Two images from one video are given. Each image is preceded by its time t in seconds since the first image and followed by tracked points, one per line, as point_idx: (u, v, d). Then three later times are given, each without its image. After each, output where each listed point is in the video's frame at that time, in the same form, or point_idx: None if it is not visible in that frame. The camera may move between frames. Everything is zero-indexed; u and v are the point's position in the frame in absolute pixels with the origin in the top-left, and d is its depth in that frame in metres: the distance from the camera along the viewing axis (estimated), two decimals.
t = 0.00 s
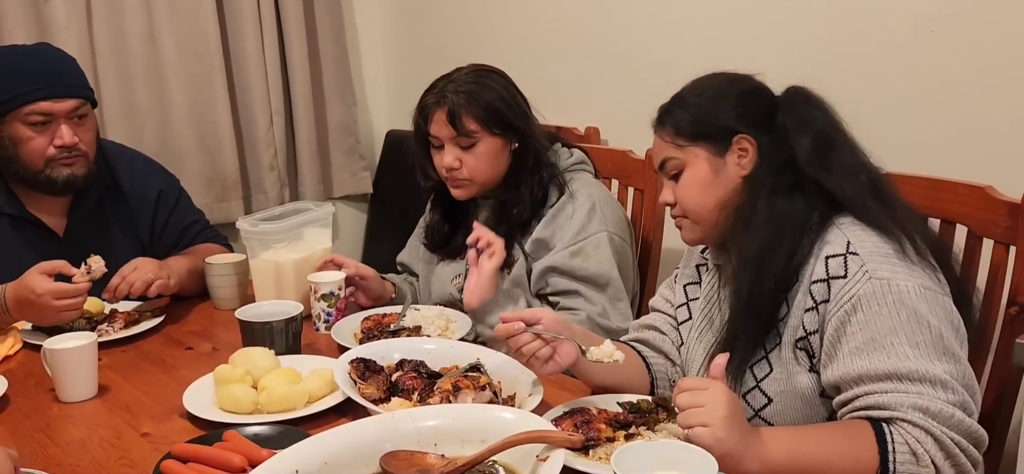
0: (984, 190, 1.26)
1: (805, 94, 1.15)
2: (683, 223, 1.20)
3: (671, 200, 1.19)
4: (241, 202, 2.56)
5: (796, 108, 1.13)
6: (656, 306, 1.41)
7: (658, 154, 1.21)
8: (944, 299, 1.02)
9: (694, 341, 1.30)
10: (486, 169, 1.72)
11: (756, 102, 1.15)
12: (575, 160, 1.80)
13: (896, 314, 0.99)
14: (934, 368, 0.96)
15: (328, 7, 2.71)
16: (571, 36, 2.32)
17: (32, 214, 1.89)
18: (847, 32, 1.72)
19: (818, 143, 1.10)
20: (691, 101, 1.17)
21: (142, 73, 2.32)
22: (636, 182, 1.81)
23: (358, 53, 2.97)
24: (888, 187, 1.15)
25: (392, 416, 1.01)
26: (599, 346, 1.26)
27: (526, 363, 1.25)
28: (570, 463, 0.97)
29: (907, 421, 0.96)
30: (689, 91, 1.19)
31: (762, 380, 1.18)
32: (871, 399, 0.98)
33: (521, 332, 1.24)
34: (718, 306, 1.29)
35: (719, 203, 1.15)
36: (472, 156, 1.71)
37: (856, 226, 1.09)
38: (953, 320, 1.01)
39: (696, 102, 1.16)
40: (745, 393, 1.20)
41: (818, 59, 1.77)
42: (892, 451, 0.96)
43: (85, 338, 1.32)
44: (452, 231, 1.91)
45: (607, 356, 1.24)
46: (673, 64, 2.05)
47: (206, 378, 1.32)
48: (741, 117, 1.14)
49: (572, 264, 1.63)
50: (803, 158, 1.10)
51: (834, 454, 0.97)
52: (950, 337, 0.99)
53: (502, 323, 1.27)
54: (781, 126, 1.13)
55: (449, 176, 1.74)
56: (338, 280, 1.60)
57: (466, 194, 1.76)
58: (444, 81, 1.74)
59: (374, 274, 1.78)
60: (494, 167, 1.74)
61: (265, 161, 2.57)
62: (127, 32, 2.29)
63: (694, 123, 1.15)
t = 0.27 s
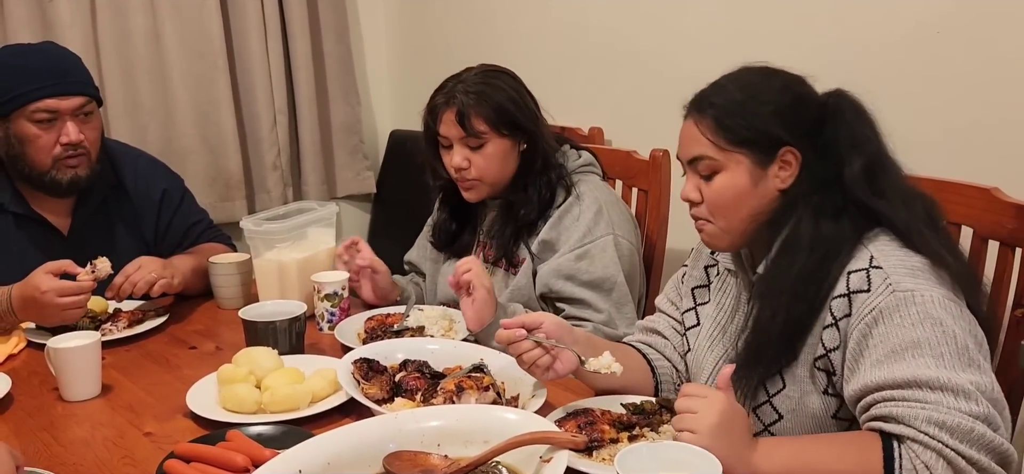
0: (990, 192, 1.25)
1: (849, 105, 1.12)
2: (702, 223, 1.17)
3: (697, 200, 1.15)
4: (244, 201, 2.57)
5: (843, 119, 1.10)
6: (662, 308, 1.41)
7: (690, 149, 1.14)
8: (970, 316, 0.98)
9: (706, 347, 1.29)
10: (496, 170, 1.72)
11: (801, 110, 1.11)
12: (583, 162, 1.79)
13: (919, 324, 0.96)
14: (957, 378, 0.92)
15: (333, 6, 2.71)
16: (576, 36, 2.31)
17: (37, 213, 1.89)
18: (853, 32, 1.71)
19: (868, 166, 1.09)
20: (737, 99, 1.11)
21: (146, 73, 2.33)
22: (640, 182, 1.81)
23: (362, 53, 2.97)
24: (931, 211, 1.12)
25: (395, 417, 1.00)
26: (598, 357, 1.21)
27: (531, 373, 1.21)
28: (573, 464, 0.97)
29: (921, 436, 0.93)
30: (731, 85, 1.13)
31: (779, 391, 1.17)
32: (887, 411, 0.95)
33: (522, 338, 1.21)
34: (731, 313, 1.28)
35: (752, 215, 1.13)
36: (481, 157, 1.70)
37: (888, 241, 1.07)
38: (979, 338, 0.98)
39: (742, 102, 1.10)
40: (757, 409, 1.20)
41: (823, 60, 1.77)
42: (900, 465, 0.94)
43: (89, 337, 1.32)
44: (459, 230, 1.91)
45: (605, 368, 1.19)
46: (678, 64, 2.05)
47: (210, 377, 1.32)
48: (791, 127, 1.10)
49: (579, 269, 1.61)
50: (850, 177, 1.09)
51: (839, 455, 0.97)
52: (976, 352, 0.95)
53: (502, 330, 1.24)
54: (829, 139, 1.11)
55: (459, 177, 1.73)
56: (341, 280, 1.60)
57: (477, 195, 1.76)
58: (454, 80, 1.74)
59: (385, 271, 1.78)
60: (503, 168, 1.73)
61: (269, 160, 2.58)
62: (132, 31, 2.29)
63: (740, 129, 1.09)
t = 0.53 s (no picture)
0: (993, 193, 1.25)
1: (864, 113, 1.09)
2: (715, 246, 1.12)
3: (715, 225, 1.09)
4: (245, 202, 2.57)
5: (868, 136, 1.08)
6: (664, 312, 1.40)
7: (710, 176, 1.08)
8: (990, 329, 0.98)
9: (714, 357, 1.28)
10: (498, 171, 1.71)
11: (829, 133, 1.06)
12: (585, 164, 1.79)
13: (940, 335, 0.95)
14: (976, 390, 0.91)
15: (334, 7, 2.71)
16: (577, 37, 2.31)
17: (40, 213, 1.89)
18: (855, 34, 1.71)
19: (898, 189, 1.08)
20: (764, 121, 1.05)
21: (148, 73, 2.33)
22: (643, 184, 1.81)
23: (364, 53, 2.97)
24: (964, 234, 1.10)
25: (397, 418, 1.00)
26: (599, 357, 1.22)
27: (532, 372, 1.21)
28: (576, 466, 0.96)
29: (935, 447, 0.92)
30: (757, 105, 1.07)
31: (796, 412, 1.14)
32: (902, 421, 0.95)
33: (524, 337, 1.22)
34: (739, 322, 1.27)
35: (775, 243, 1.09)
36: (482, 158, 1.70)
37: (914, 256, 1.06)
38: (998, 351, 0.97)
39: (770, 126, 1.04)
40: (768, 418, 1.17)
41: (825, 62, 1.77)
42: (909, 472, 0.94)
43: (90, 337, 1.32)
44: (461, 230, 1.90)
45: (606, 367, 1.20)
46: (680, 65, 2.05)
47: (212, 378, 1.32)
48: (819, 154, 1.05)
49: (581, 271, 1.61)
50: (876, 200, 1.08)
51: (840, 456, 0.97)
52: (996, 365, 0.95)
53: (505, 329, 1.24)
54: (857, 161, 1.07)
55: (461, 178, 1.73)
56: (343, 281, 1.60)
57: (482, 197, 1.75)
58: (456, 81, 1.73)
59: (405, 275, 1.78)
60: (506, 168, 1.72)
61: (270, 161, 2.58)
62: (134, 31, 2.30)
63: (770, 159, 1.04)
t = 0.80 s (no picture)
0: (991, 197, 1.25)
1: (880, 123, 1.09)
2: (724, 252, 1.11)
3: (727, 232, 1.08)
4: (245, 205, 2.57)
5: (884, 145, 1.07)
6: (664, 316, 1.40)
7: (726, 183, 1.06)
8: (993, 335, 0.98)
9: (717, 361, 1.29)
10: (491, 178, 1.71)
11: (846, 142, 1.05)
12: (580, 169, 1.79)
13: (944, 340, 0.96)
14: (978, 396, 0.92)
15: (335, 10, 2.72)
16: (577, 40, 2.32)
17: (40, 216, 1.89)
18: (854, 38, 1.72)
19: (911, 201, 1.08)
20: (784, 131, 1.03)
21: (149, 76, 2.34)
22: (642, 188, 1.81)
23: (364, 57, 2.98)
24: (977, 242, 1.10)
25: (398, 420, 1.01)
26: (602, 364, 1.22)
27: (535, 379, 1.21)
28: (575, 468, 0.97)
29: (935, 450, 0.92)
30: (777, 114, 1.05)
31: (798, 417, 1.14)
32: (903, 423, 0.95)
33: (526, 344, 1.21)
34: (741, 327, 1.27)
35: (786, 253, 1.08)
36: (477, 166, 1.69)
37: (921, 262, 1.06)
38: (1000, 358, 0.98)
39: (791, 136, 1.03)
40: (770, 421, 1.16)
41: (824, 66, 1.78)
42: None
43: (92, 340, 1.33)
44: (458, 234, 1.90)
45: (609, 374, 1.20)
46: (679, 69, 2.06)
47: (212, 381, 1.33)
48: (839, 166, 1.05)
49: (578, 279, 1.61)
50: (889, 211, 1.07)
51: (838, 457, 0.98)
52: (998, 371, 0.95)
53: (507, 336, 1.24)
54: (871, 170, 1.07)
55: (454, 184, 1.72)
56: (343, 284, 1.60)
57: (472, 202, 1.75)
58: (451, 87, 1.73)
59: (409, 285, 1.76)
60: (499, 176, 1.72)
61: (270, 164, 2.58)
62: (134, 34, 2.30)
63: (789, 170, 1.03)
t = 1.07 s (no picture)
0: (989, 198, 1.26)
1: (877, 124, 1.09)
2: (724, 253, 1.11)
3: (727, 234, 1.09)
4: (246, 206, 2.58)
5: (881, 146, 1.08)
6: (665, 316, 1.41)
7: (725, 185, 1.07)
8: (991, 335, 0.99)
9: (717, 361, 1.29)
10: (488, 184, 1.71)
11: (846, 146, 1.06)
12: (579, 172, 1.79)
13: (942, 340, 0.96)
14: (975, 395, 0.92)
15: (335, 12, 2.73)
16: (577, 42, 2.33)
17: (42, 218, 1.90)
18: (853, 39, 1.72)
19: (911, 201, 1.09)
20: (782, 132, 1.04)
21: (150, 77, 2.34)
22: (642, 189, 1.82)
23: (365, 58, 2.99)
24: (974, 243, 1.11)
25: (399, 420, 1.01)
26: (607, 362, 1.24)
27: (538, 379, 1.21)
28: (575, 468, 0.97)
29: (932, 449, 0.93)
30: (775, 116, 1.05)
31: (798, 416, 1.14)
32: (901, 422, 0.95)
33: (530, 345, 1.21)
34: (741, 328, 1.28)
35: (785, 254, 1.09)
36: (473, 171, 1.69)
37: (920, 262, 1.07)
38: (998, 358, 0.98)
39: (789, 138, 1.03)
40: (769, 419, 1.15)
41: (823, 67, 1.78)
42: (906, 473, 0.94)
43: (94, 341, 1.33)
44: (456, 237, 1.90)
45: (614, 373, 1.22)
46: (679, 70, 2.06)
47: (214, 382, 1.33)
48: (839, 167, 1.05)
49: (577, 283, 1.61)
50: (890, 213, 1.08)
51: (836, 456, 0.99)
52: (996, 371, 0.95)
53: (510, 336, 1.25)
54: (870, 171, 1.07)
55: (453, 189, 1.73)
56: (345, 285, 1.61)
57: (471, 206, 1.75)
58: (447, 92, 1.73)
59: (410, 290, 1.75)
60: (496, 181, 1.72)
61: (270, 165, 2.59)
62: (135, 35, 2.31)
63: (787, 172, 1.03)
